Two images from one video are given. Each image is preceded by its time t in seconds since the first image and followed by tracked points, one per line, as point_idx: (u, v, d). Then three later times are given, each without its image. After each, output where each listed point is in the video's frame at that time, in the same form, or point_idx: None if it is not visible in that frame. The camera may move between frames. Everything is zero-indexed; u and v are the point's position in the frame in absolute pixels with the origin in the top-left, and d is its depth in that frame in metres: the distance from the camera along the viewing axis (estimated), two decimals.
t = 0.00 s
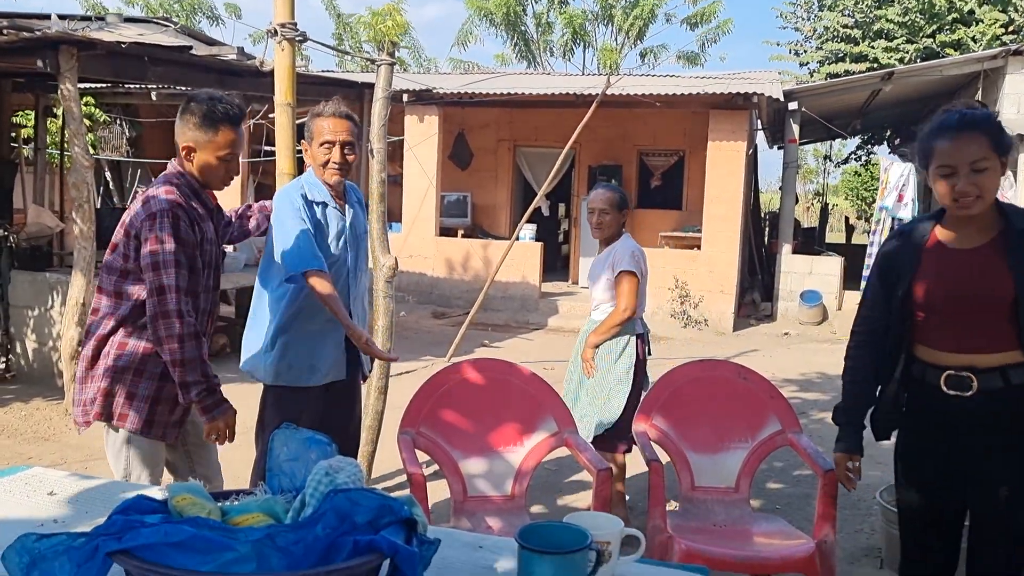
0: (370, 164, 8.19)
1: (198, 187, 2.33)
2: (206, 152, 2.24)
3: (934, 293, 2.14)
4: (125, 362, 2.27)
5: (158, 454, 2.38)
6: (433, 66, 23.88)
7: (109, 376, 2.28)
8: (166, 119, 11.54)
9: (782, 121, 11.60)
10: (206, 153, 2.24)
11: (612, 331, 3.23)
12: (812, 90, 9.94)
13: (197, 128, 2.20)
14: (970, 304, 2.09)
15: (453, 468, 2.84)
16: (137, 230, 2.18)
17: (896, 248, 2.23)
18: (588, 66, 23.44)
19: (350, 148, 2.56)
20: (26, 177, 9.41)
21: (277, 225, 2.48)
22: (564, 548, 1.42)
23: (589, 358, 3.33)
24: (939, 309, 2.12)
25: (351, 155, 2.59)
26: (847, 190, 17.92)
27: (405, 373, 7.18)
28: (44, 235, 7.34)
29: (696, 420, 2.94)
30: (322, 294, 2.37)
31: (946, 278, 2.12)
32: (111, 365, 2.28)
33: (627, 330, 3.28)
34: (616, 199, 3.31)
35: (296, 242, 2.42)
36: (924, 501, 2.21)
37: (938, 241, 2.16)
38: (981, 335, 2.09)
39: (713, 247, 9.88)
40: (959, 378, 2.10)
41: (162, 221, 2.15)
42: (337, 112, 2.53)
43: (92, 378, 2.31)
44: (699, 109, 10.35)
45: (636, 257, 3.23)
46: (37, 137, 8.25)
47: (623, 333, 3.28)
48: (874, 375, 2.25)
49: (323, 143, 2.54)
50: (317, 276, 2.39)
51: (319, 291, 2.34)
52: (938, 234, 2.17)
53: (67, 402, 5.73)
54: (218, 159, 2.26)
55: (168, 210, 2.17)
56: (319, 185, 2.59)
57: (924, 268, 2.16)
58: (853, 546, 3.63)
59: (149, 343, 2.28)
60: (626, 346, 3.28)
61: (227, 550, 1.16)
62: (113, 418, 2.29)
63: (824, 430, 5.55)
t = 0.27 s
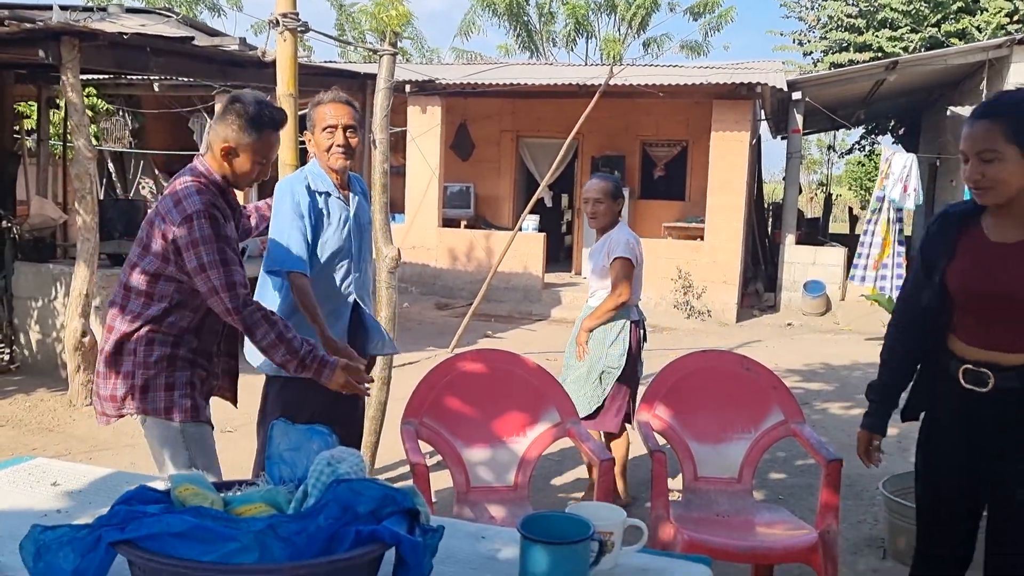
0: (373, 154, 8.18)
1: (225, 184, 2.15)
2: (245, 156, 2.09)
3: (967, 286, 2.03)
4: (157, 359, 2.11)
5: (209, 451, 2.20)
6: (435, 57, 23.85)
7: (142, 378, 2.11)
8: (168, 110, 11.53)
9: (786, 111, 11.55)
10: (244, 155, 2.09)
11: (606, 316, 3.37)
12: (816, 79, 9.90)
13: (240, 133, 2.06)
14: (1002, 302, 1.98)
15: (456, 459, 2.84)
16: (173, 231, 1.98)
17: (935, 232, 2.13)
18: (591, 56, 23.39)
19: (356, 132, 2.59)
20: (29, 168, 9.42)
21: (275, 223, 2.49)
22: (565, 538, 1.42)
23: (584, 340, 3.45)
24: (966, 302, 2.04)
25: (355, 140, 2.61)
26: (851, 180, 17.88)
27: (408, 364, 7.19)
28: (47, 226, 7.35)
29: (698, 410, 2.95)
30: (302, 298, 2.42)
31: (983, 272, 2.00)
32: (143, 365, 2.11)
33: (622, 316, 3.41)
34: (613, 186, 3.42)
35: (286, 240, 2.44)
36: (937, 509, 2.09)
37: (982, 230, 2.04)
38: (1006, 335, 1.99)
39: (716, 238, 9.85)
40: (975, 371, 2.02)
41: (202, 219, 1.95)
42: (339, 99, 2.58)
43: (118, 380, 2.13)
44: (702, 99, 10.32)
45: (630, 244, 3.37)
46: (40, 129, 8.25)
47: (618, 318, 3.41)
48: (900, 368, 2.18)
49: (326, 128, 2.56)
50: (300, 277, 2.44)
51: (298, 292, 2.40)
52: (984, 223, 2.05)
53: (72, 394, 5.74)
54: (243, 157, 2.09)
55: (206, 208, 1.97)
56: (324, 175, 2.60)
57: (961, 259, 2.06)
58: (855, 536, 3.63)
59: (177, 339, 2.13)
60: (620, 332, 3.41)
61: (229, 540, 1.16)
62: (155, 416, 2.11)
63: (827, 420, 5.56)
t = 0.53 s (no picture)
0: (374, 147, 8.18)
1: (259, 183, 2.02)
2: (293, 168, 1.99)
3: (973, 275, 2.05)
4: (192, 365, 2.02)
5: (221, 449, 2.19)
6: (438, 49, 23.81)
7: (173, 384, 2.01)
8: (170, 103, 11.52)
9: (789, 102, 11.53)
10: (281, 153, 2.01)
11: (588, 309, 3.52)
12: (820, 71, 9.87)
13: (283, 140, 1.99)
14: (1003, 295, 1.98)
15: (458, 451, 2.84)
16: (231, 236, 1.85)
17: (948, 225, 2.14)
18: (594, 48, 23.33)
19: (363, 123, 2.62)
20: (31, 162, 9.42)
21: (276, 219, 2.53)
22: (566, 528, 1.42)
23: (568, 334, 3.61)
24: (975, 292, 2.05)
25: (362, 131, 2.63)
26: (854, 172, 17.85)
27: (411, 357, 7.20)
28: (50, 219, 7.36)
29: (701, 402, 2.94)
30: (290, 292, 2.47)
31: (988, 264, 2.01)
32: (175, 370, 2.00)
33: (604, 309, 3.56)
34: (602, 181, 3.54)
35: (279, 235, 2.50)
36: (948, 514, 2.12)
37: (993, 220, 2.04)
38: (1009, 327, 1.99)
39: (719, 230, 9.84)
40: (976, 360, 2.04)
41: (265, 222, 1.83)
42: (344, 90, 2.60)
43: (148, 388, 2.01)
44: (705, 90, 10.30)
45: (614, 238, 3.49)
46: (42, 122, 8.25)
47: (600, 311, 3.55)
48: (921, 366, 2.17)
49: (333, 119, 2.59)
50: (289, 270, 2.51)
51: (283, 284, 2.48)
52: (998, 213, 2.05)
53: (75, 386, 5.76)
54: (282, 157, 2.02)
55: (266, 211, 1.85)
56: (328, 166, 2.61)
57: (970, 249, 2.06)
58: (858, 527, 3.64)
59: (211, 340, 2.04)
60: (602, 324, 3.55)
61: (231, 531, 1.16)
62: (185, 423, 2.04)
63: (829, 412, 5.56)
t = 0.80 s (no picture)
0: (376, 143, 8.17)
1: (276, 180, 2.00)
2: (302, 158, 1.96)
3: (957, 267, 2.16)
4: (209, 366, 2.06)
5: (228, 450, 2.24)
6: (441, 45, 23.82)
7: (188, 385, 2.06)
8: (173, 100, 11.53)
9: (792, 98, 11.51)
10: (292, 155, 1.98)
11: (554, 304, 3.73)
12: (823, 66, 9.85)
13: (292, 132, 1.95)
14: (986, 287, 2.06)
15: (460, 447, 2.85)
16: (257, 238, 1.83)
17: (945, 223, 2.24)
18: (598, 44, 23.31)
19: (367, 121, 2.61)
20: (34, 159, 9.44)
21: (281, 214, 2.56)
22: (567, 525, 1.42)
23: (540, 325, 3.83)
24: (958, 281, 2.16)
25: (364, 129, 2.62)
26: (858, 167, 17.81)
27: (413, 353, 7.21)
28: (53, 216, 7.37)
29: (703, 398, 2.94)
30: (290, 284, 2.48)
31: (973, 255, 2.09)
32: (191, 371, 2.05)
33: (574, 303, 3.76)
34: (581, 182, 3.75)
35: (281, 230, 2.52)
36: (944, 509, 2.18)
37: (982, 214, 2.13)
38: (992, 317, 2.06)
39: (721, 226, 9.83)
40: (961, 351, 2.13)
41: (292, 228, 1.82)
42: (349, 88, 2.59)
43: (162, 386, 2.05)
44: (708, 86, 10.28)
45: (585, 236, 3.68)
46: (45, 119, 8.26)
47: (571, 306, 3.76)
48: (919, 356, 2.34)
49: (336, 117, 2.58)
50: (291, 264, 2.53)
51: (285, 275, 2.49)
52: (989, 206, 2.13)
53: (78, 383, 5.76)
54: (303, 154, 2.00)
55: (293, 217, 1.84)
56: (331, 163, 2.63)
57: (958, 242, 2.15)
58: (861, 524, 3.63)
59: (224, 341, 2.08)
60: (573, 318, 3.76)
61: (230, 528, 1.16)
62: (197, 424, 2.11)
63: (832, 408, 5.57)
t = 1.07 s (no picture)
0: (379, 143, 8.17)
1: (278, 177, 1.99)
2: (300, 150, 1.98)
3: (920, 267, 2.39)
4: (217, 366, 2.04)
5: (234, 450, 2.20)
6: (444, 45, 23.80)
7: (198, 385, 2.04)
8: (176, 100, 11.52)
9: (795, 97, 11.51)
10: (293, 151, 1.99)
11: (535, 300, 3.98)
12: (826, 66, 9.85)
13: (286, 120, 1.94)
14: (950, 284, 2.28)
15: (461, 448, 2.84)
16: (258, 238, 1.84)
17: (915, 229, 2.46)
18: (600, 42, 23.28)
19: (373, 121, 2.60)
20: (37, 159, 9.45)
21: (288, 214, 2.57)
22: (569, 527, 1.41)
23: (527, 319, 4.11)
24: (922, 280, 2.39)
25: (370, 129, 2.62)
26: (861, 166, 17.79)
27: (416, 353, 7.21)
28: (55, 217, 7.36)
29: (705, 398, 2.93)
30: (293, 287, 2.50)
31: (936, 256, 2.32)
32: (200, 371, 2.02)
33: (553, 298, 3.98)
34: (557, 180, 3.97)
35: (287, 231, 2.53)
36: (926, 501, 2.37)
37: (942, 221, 2.37)
38: (958, 313, 2.28)
39: (724, 226, 9.81)
40: (931, 347, 2.36)
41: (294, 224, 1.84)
42: (356, 89, 2.59)
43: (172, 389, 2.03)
44: (710, 85, 10.28)
45: (563, 233, 3.88)
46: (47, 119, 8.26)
47: (551, 300, 3.97)
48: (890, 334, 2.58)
49: (342, 118, 2.58)
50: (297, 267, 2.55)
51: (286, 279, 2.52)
52: (949, 213, 2.37)
53: (81, 383, 5.76)
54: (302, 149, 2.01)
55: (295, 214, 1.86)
56: (339, 162, 2.63)
57: (927, 244, 2.37)
58: (863, 524, 3.62)
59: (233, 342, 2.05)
60: (553, 312, 3.97)
61: (230, 531, 1.16)
62: (207, 424, 2.08)
63: (834, 407, 5.56)
